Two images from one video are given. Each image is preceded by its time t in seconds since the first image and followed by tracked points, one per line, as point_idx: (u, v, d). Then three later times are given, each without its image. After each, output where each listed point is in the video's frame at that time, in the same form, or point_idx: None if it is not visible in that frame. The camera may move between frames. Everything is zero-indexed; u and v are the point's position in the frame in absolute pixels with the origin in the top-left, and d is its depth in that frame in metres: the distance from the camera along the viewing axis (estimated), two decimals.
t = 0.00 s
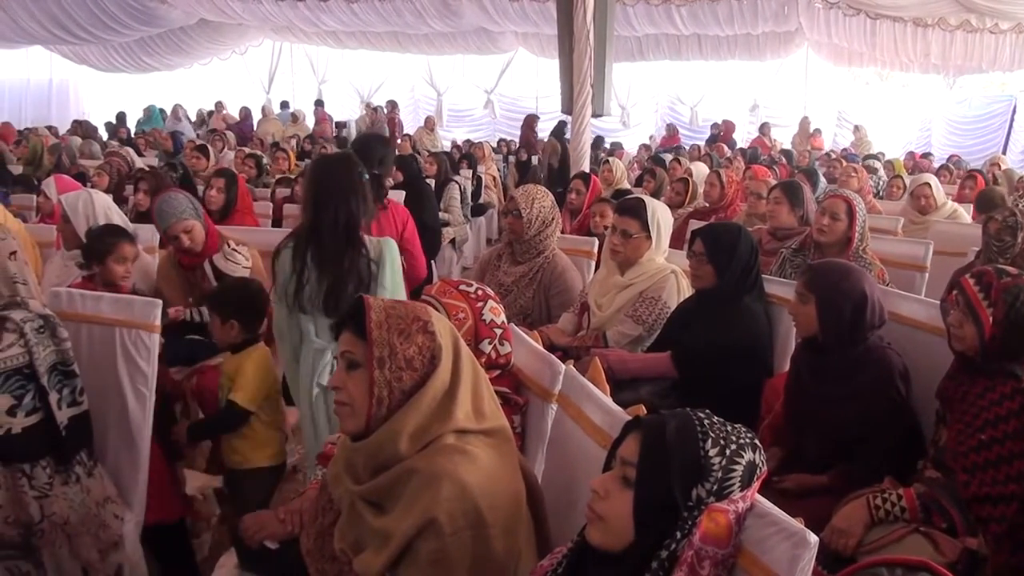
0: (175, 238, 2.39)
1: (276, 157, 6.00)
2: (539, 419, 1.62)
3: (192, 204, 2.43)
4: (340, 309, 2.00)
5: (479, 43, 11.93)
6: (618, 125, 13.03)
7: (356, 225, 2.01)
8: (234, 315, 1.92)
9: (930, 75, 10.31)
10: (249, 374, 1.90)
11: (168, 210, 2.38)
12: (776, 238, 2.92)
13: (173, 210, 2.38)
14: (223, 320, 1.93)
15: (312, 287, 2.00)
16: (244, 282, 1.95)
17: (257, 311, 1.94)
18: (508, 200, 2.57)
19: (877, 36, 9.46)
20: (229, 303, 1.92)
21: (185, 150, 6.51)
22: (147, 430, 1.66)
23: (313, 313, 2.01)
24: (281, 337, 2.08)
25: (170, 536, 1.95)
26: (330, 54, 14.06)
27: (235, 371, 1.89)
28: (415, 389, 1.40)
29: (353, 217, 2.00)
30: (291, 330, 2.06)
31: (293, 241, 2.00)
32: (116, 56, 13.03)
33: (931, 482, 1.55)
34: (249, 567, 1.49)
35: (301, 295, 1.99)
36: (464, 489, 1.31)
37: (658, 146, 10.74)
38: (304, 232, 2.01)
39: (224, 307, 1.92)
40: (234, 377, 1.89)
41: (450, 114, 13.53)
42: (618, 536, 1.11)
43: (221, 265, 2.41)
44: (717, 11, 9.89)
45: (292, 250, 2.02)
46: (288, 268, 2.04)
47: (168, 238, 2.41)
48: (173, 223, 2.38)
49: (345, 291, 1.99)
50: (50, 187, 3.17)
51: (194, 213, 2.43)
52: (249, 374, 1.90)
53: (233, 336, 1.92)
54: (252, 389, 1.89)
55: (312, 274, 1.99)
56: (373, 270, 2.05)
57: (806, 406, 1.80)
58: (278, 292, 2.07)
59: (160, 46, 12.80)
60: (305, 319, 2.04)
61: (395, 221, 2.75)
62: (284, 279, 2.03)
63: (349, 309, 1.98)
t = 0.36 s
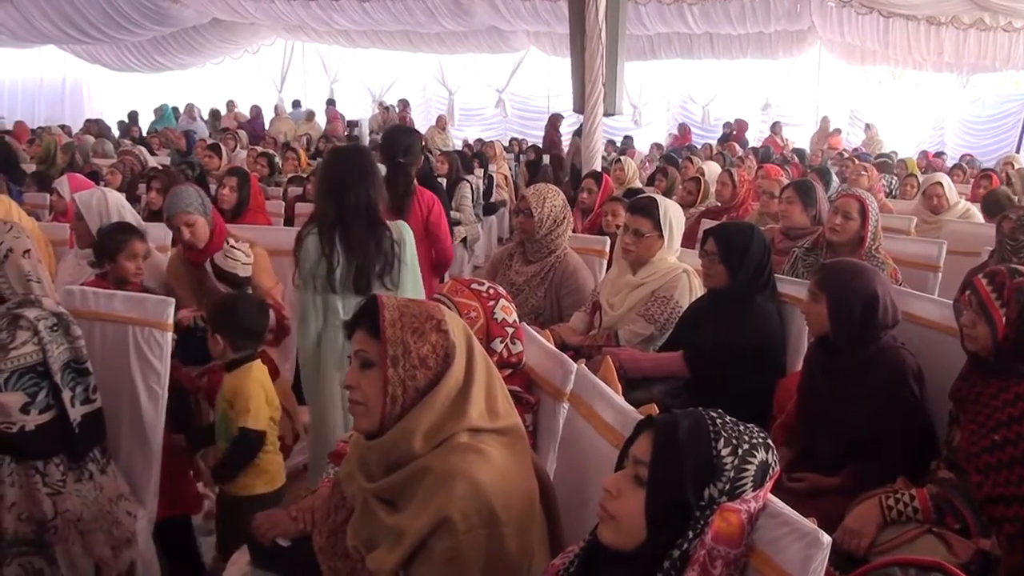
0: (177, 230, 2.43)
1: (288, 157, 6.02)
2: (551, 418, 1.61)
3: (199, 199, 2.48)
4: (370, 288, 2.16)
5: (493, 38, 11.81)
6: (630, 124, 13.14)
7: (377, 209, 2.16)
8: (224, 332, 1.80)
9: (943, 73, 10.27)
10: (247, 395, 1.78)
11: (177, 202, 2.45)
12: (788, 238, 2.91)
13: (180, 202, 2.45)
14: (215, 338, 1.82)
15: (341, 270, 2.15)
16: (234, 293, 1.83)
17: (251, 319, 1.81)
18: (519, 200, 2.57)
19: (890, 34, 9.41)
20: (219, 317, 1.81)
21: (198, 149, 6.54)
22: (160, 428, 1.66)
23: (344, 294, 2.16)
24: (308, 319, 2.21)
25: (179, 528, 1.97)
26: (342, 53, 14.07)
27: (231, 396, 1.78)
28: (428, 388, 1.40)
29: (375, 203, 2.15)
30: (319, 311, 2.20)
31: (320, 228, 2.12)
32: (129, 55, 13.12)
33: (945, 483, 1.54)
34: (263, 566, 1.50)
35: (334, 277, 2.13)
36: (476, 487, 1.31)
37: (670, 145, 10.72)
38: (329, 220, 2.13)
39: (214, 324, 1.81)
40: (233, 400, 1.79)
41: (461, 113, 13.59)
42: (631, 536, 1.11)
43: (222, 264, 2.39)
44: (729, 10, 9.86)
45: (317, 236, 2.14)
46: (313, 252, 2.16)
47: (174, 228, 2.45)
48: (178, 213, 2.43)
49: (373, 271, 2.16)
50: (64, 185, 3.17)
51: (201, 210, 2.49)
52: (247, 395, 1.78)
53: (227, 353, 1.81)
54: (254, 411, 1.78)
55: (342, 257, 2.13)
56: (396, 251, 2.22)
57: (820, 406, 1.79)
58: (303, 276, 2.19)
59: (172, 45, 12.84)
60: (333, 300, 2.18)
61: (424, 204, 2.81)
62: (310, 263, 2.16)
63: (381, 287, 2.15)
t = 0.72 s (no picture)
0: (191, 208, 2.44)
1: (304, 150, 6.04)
2: (566, 411, 1.61)
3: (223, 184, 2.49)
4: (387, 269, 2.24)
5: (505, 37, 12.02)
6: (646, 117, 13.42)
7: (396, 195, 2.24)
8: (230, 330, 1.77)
9: (960, 67, 10.19)
10: (253, 394, 1.73)
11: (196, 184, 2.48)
12: (806, 232, 2.91)
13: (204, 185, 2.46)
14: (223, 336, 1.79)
15: (360, 250, 2.22)
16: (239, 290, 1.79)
17: (256, 316, 1.76)
18: (535, 193, 2.58)
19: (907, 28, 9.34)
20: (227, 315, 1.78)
21: (215, 141, 6.57)
22: (177, 419, 1.67)
23: (362, 274, 2.24)
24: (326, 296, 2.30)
25: (193, 522, 1.94)
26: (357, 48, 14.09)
27: (236, 395, 1.73)
28: (446, 380, 1.40)
29: (394, 188, 2.23)
30: (337, 289, 2.28)
31: (341, 210, 2.20)
32: (145, 49, 13.30)
33: (962, 480, 1.53)
34: (281, 555, 1.50)
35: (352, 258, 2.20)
36: (494, 479, 1.31)
37: (685, 139, 10.69)
38: (350, 203, 2.20)
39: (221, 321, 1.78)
40: (239, 400, 1.74)
41: (477, 106, 13.47)
42: (647, 529, 1.10)
43: (254, 257, 2.29)
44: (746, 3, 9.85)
45: (338, 217, 2.22)
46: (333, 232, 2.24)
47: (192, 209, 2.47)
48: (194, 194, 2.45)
49: (390, 253, 2.24)
50: (80, 177, 3.15)
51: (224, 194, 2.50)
52: (252, 395, 1.73)
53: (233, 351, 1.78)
54: (259, 411, 1.72)
55: (361, 239, 2.21)
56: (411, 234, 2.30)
57: (837, 401, 1.78)
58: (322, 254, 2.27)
59: (188, 39, 12.96)
60: (351, 278, 2.27)
61: (433, 190, 2.79)
62: (330, 243, 2.24)
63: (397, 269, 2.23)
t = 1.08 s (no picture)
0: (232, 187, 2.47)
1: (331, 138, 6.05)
2: (594, 401, 1.60)
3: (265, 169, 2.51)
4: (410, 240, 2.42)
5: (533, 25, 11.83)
6: (674, 106, 13.03)
7: (422, 171, 2.39)
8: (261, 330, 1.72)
9: (993, 57, 10.05)
10: (287, 398, 1.66)
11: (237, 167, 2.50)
12: (836, 222, 2.88)
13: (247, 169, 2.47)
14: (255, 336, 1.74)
15: (387, 223, 2.40)
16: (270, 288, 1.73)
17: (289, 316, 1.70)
18: (563, 181, 2.59)
19: (939, 15, 9.29)
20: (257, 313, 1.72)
21: (244, 128, 6.59)
22: (207, 405, 1.68)
23: (389, 244, 2.43)
24: (359, 260, 2.51)
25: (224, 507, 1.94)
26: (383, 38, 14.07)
27: (267, 398, 1.66)
28: (472, 369, 1.39)
29: (421, 165, 2.37)
30: (368, 255, 2.48)
31: (370, 185, 2.37)
32: (175, 36, 13.31)
33: (994, 473, 1.51)
34: (311, 538, 1.52)
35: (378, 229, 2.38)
36: (523, 467, 1.31)
37: (712, 128, 10.62)
38: (379, 179, 2.37)
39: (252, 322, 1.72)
40: (272, 404, 1.67)
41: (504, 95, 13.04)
42: (678, 517, 1.09)
43: (281, 244, 2.40)
44: None
45: (369, 191, 2.40)
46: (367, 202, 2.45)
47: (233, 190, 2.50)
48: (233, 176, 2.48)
49: (414, 225, 2.41)
50: (112, 165, 3.18)
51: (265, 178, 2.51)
52: (284, 398, 1.65)
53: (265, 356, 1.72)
54: (292, 417, 1.64)
55: (386, 211, 2.40)
56: (437, 210, 2.44)
57: (868, 392, 1.76)
58: (357, 223, 2.48)
59: (217, 27, 12.91)
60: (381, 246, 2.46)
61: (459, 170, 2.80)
62: (364, 211, 2.44)
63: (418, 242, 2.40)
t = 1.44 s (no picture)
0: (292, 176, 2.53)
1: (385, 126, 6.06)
2: (650, 390, 1.59)
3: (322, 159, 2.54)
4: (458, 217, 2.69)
5: (586, 10, 11.76)
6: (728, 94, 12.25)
7: (470, 154, 2.65)
8: (320, 312, 1.70)
9: None
10: (356, 386, 1.68)
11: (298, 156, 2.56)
12: (894, 213, 2.83)
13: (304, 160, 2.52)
14: (308, 319, 1.71)
15: (439, 201, 2.69)
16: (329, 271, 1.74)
17: (345, 300, 1.72)
18: (616, 170, 2.58)
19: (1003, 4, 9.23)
20: (314, 295, 1.71)
21: (299, 115, 6.62)
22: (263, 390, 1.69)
23: (441, 221, 2.72)
24: (414, 236, 2.79)
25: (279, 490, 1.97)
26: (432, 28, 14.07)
27: (338, 388, 1.67)
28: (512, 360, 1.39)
29: (471, 149, 2.64)
30: (422, 231, 2.76)
31: (425, 167, 2.66)
32: (230, 24, 13.62)
33: None
34: (365, 522, 1.52)
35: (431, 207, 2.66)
36: (578, 456, 1.31)
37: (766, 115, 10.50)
38: (433, 161, 2.66)
39: (310, 303, 1.70)
40: (340, 393, 1.69)
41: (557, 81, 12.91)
42: (736, 509, 1.07)
43: (338, 230, 2.43)
44: None
45: (424, 172, 2.69)
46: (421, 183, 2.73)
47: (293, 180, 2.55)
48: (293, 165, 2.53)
49: (462, 203, 2.68)
50: (170, 151, 3.24)
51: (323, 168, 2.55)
52: (355, 388, 1.67)
53: (323, 339, 1.71)
54: (363, 405, 1.67)
55: (438, 190, 2.68)
56: (484, 190, 2.70)
57: (930, 386, 1.73)
58: (413, 202, 2.76)
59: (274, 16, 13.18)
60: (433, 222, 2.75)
61: (533, 161, 3.11)
62: (419, 191, 2.72)
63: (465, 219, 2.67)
